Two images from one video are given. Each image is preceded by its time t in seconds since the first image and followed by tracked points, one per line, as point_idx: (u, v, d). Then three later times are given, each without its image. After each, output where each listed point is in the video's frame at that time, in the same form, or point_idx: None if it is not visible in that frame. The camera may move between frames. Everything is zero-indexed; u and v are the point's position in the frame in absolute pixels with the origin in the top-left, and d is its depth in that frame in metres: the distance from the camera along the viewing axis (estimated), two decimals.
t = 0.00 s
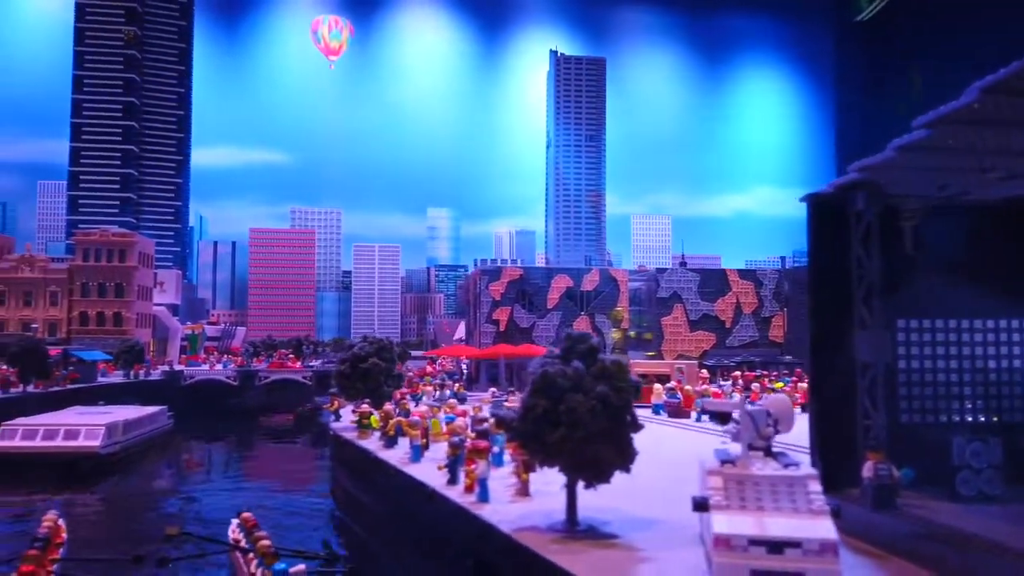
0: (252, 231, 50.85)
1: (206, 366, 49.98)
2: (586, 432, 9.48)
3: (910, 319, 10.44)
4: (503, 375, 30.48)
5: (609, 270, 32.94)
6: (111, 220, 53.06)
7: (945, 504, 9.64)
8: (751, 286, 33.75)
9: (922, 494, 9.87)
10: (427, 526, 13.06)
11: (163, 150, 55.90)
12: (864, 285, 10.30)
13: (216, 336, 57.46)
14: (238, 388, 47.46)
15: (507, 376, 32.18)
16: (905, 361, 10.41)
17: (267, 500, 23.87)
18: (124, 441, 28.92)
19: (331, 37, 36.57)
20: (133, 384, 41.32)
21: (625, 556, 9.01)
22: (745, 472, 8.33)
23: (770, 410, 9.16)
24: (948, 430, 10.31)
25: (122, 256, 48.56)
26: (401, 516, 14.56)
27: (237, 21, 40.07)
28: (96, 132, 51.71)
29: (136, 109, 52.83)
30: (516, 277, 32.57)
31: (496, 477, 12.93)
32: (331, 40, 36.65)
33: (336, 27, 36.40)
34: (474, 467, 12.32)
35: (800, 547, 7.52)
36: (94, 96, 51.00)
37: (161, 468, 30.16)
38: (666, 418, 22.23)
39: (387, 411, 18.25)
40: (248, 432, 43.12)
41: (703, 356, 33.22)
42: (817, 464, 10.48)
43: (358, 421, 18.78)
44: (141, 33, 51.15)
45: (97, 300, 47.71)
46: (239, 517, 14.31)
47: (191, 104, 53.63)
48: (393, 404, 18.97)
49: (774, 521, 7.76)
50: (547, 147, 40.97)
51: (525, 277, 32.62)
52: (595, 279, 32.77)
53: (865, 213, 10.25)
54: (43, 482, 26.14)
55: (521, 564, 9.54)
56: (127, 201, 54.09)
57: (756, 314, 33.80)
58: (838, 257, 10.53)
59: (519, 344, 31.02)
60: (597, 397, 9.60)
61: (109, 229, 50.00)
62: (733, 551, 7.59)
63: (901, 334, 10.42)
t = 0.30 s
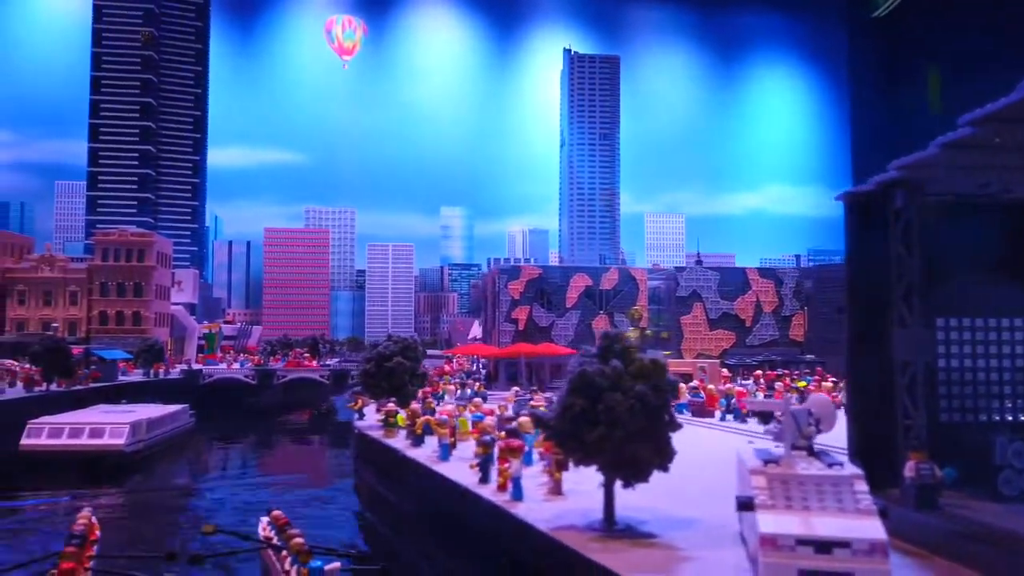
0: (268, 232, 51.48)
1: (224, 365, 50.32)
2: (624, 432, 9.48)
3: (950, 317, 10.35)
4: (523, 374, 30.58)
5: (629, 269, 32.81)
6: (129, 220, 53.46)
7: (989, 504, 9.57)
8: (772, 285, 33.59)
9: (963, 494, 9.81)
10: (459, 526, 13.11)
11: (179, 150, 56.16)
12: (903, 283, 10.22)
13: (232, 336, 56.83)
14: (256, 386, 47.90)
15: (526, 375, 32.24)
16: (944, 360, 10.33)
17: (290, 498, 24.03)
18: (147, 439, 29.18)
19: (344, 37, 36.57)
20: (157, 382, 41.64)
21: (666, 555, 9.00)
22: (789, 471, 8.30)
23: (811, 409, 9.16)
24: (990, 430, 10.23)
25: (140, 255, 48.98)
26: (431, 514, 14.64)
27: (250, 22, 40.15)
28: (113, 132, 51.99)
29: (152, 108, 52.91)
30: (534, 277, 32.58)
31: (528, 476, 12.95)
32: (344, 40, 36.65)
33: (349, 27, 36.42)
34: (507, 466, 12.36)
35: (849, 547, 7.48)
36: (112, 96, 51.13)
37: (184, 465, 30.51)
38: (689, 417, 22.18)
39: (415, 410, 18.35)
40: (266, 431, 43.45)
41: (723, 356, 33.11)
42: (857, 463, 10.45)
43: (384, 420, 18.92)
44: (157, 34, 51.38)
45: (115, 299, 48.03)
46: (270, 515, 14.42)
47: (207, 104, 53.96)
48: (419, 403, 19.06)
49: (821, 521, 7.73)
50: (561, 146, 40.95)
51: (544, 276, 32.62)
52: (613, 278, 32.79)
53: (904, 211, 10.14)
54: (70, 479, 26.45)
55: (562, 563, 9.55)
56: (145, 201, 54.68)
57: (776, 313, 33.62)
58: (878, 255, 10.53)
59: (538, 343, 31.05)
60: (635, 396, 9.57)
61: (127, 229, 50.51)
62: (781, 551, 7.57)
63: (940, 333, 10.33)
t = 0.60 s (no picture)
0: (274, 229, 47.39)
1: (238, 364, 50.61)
2: (650, 428, 9.54)
3: (976, 315, 10.38)
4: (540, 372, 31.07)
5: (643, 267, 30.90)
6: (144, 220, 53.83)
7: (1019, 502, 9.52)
8: (787, 283, 33.93)
9: (990, 492, 9.79)
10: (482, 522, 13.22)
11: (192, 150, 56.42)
12: (929, 281, 10.30)
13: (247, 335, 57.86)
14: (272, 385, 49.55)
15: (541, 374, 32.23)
16: (970, 357, 10.44)
17: (308, 495, 24.26)
18: (166, 437, 29.51)
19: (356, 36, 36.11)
20: (172, 380, 42.09)
21: (693, 552, 9.03)
22: (818, 468, 8.29)
23: (839, 407, 9.19)
24: (1017, 427, 10.33)
25: (156, 254, 50.13)
26: (453, 511, 14.77)
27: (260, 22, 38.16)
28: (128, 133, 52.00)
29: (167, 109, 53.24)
30: (549, 275, 35.30)
31: (550, 473, 13.01)
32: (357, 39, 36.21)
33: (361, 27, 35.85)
34: (529, 462, 12.42)
35: (880, 544, 7.46)
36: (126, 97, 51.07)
37: (202, 463, 30.82)
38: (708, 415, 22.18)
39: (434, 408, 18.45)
40: (281, 430, 43.69)
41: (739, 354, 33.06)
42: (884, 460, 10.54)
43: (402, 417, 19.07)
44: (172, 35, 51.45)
45: (131, 299, 48.71)
46: (293, 511, 14.58)
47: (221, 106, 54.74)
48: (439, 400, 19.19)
49: (851, 518, 7.71)
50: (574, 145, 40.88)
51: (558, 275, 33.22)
52: (628, 275, 31.21)
53: (931, 208, 10.18)
54: (91, 476, 26.80)
55: (587, 559, 9.63)
56: (157, 200, 56.10)
57: (792, 310, 33.48)
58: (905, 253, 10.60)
59: (553, 342, 31.24)
60: (661, 393, 9.60)
61: (143, 229, 50.86)
62: (811, 548, 7.57)
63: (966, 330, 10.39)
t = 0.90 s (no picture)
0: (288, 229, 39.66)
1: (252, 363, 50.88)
2: (675, 424, 9.49)
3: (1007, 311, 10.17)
4: (555, 371, 31.23)
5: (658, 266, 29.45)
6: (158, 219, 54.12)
7: None
8: (802, 280, 33.58)
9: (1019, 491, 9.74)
10: (505, 519, 13.26)
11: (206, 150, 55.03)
12: (958, 278, 10.30)
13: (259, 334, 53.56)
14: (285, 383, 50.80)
15: (556, 372, 32.21)
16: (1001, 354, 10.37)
17: (325, 493, 24.43)
18: (183, 435, 29.73)
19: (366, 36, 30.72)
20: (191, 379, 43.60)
21: (720, 549, 9.02)
22: (848, 466, 8.24)
23: (867, 404, 9.13)
24: None
25: (169, 254, 51.42)
26: (473, 509, 14.80)
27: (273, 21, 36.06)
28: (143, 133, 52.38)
29: (180, 109, 52.56)
30: (562, 273, 34.30)
31: (571, 470, 13.02)
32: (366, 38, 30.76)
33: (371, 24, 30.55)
34: (551, 460, 12.44)
35: (913, 541, 7.44)
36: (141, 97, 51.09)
37: (217, 461, 31.02)
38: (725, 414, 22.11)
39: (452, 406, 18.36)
40: (295, 429, 43.87)
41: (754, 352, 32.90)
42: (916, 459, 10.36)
43: (419, 415, 19.17)
44: (185, 35, 50.16)
45: (144, 298, 49.92)
46: (314, 509, 14.65)
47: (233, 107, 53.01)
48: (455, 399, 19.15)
49: (882, 516, 7.68)
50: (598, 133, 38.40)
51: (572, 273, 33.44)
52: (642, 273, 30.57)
53: (959, 204, 10.18)
54: (110, 472, 27.14)
55: (614, 556, 9.64)
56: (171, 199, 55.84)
57: (806, 308, 33.72)
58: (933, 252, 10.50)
59: (567, 341, 31.24)
60: (687, 390, 9.57)
61: (157, 229, 51.13)
62: (843, 546, 7.54)
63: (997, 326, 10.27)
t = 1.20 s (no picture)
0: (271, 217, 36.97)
1: (267, 362, 51.09)
2: (711, 421, 9.43)
3: None
4: (571, 368, 31.16)
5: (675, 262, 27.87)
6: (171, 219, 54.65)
7: None
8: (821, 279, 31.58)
9: None
10: (532, 516, 13.26)
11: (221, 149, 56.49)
12: (996, 272, 10.28)
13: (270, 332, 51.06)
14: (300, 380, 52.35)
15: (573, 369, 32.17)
16: None
17: (344, 489, 24.46)
18: (201, 433, 29.87)
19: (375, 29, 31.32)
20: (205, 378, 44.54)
21: (758, 546, 8.96)
22: (890, 463, 8.17)
23: (906, 401, 9.03)
24: None
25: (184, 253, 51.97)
26: (498, 505, 14.81)
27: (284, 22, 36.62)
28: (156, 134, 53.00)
29: (193, 109, 54.01)
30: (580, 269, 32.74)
31: (599, 467, 12.98)
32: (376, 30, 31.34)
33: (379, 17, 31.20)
34: (580, 457, 12.42)
35: (960, 539, 7.36)
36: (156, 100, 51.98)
37: (235, 458, 31.13)
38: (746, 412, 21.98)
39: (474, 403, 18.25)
40: (308, 426, 44.02)
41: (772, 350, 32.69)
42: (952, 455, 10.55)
43: (441, 412, 19.15)
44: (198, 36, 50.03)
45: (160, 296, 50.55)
46: (340, 505, 14.70)
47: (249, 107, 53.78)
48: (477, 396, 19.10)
49: (926, 513, 7.60)
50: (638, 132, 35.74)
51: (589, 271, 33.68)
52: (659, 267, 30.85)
53: (995, 196, 10.32)
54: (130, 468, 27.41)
55: (649, 551, 9.59)
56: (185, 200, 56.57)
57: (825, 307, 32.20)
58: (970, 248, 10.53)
59: (583, 339, 31.17)
60: (722, 386, 9.50)
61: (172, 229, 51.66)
62: (888, 543, 7.46)
63: None
